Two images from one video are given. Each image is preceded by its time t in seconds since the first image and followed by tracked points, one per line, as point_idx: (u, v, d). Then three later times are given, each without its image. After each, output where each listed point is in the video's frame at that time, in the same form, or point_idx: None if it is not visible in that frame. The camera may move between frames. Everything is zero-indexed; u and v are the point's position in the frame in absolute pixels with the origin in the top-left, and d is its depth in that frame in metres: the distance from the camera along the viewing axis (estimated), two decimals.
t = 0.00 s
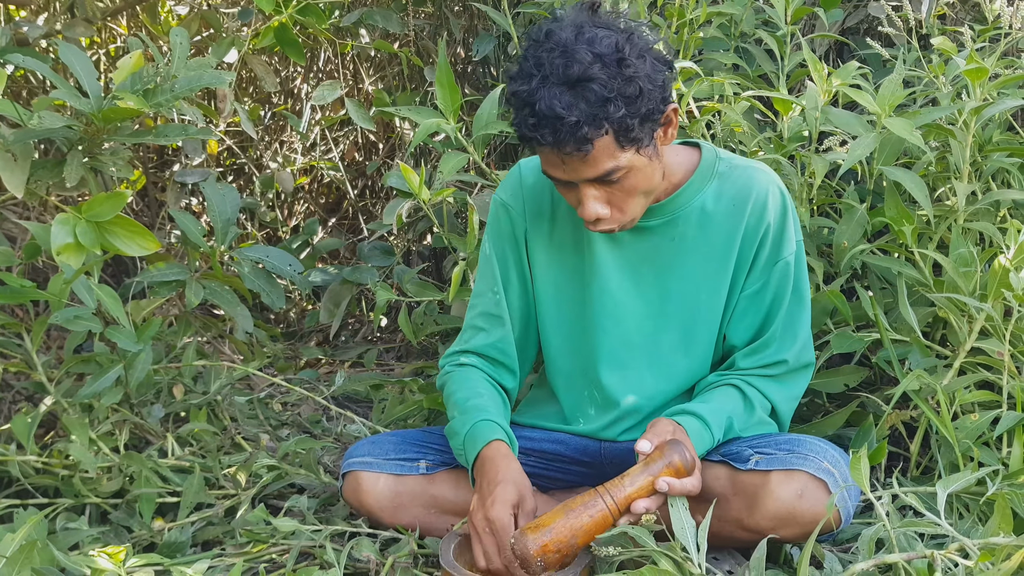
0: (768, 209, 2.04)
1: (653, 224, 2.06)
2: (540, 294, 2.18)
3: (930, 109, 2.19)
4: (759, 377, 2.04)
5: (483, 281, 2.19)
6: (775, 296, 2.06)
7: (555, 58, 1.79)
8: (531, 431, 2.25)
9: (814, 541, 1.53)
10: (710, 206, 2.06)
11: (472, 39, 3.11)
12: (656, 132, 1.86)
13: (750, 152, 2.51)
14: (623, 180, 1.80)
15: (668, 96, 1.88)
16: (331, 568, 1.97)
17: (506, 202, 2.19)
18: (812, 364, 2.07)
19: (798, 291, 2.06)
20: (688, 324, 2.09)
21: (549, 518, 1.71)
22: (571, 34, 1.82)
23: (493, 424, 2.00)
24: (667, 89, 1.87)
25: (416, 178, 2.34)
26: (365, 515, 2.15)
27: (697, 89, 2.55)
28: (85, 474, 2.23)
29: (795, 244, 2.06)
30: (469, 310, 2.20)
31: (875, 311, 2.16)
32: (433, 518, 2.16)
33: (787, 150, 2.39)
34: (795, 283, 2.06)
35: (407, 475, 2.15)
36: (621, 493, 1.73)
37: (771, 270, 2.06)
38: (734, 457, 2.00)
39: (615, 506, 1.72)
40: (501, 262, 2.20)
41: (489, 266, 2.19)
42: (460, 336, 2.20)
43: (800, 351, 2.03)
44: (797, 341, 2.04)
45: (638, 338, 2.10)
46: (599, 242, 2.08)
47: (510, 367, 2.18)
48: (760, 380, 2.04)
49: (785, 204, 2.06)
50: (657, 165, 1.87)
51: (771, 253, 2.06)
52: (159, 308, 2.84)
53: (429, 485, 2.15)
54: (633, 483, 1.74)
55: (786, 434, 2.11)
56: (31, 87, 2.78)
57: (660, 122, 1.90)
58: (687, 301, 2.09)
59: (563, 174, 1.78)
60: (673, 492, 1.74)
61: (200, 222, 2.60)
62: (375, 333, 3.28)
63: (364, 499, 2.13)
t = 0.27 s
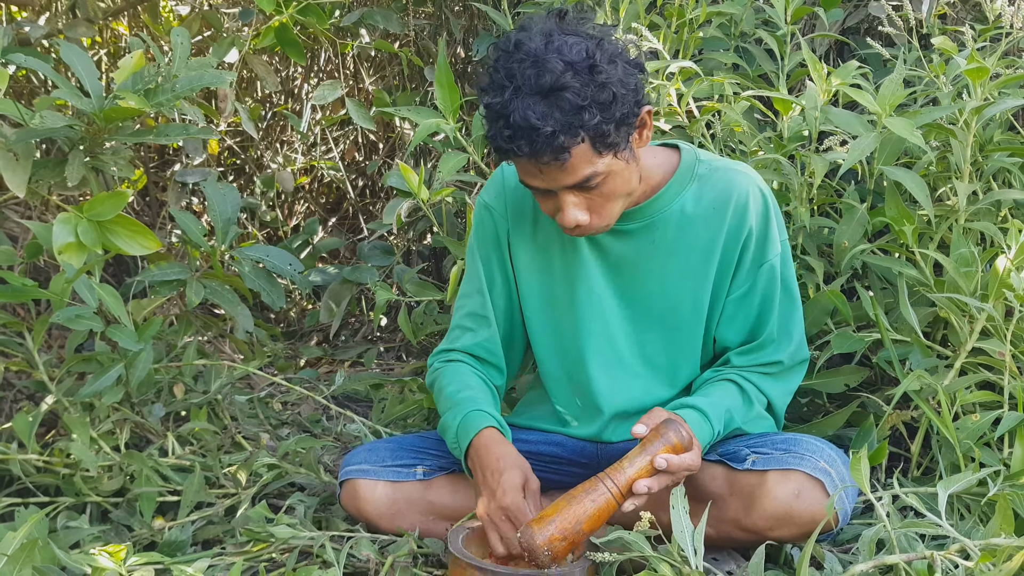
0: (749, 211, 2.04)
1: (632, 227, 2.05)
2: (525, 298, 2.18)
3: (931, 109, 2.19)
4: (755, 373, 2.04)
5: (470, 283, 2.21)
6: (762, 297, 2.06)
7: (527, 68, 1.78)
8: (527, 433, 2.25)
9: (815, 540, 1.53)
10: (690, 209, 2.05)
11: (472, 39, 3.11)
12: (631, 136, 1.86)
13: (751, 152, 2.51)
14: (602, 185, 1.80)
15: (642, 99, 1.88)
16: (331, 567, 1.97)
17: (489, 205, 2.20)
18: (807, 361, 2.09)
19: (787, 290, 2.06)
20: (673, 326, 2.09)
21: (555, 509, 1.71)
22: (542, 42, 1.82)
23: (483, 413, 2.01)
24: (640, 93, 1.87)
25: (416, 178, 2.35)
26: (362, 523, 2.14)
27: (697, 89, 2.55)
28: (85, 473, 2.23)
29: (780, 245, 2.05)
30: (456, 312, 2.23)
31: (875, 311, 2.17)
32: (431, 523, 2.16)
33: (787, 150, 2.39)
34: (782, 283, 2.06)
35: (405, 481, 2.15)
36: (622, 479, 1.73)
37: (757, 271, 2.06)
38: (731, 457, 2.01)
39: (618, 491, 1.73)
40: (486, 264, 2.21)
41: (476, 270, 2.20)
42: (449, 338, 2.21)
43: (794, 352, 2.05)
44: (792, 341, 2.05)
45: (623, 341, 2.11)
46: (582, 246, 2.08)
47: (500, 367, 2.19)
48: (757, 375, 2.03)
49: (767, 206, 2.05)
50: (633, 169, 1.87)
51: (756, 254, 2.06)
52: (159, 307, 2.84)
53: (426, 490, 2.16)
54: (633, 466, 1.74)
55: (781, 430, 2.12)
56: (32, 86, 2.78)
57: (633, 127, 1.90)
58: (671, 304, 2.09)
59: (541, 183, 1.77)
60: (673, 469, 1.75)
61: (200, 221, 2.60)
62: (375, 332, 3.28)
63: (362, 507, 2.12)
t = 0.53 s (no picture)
0: (760, 205, 2.05)
1: (645, 224, 2.06)
2: (536, 297, 2.18)
3: (933, 110, 2.19)
4: (753, 372, 2.04)
5: (477, 285, 2.19)
6: (770, 290, 2.07)
7: (546, 61, 1.78)
8: (530, 433, 2.25)
9: (820, 542, 1.53)
10: (702, 203, 2.06)
11: (474, 40, 3.12)
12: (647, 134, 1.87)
13: (752, 153, 2.51)
14: (616, 184, 1.81)
15: (659, 98, 1.88)
16: (334, 569, 1.97)
17: (499, 207, 2.19)
18: (804, 357, 2.08)
19: (790, 283, 2.07)
20: (685, 324, 2.09)
21: (561, 521, 1.72)
22: (561, 36, 1.82)
23: (499, 427, 2.01)
24: (658, 92, 1.87)
25: (418, 179, 2.35)
26: (365, 521, 2.15)
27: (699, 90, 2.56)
28: (88, 474, 2.23)
29: (788, 239, 2.06)
30: (464, 317, 2.21)
31: (878, 313, 2.17)
32: (434, 522, 2.15)
33: (788, 151, 2.39)
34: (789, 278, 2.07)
35: (408, 481, 2.15)
36: (631, 492, 1.75)
37: (765, 264, 2.07)
38: (735, 456, 2.01)
39: (626, 505, 1.74)
40: (496, 265, 2.19)
41: (484, 272, 2.19)
42: (456, 341, 2.20)
43: (792, 345, 2.04)
44: (790, 334, 2.05)
45: (636, 339, 2.10)
46: (595, 243, 2.08)
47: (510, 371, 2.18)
48: (754, 375, 2.04)
49: (777, 200, 2.07)
50: (648, 168, 1.88)
51: (764, 247, 2.07)
52: (161, 308, 2.84)
53: (429, 490, 2.16)
54: (642, 481, 1.76)
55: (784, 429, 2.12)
56: (34, 87, 2.78)
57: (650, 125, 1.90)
58: (685, 301, 2.08)
59: (555, 176, 1.78)
60: (678, 484, 1.78)
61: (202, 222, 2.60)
62: (377, 333, 3.28)
63: (364, 505, 2.12)
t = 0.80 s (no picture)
0: (779, 197, 2.06)
1: (665, 214, 2.06)
2: (546, 284, 2.16)
3: (934, 111, 2.19)
4: (753, 374, 2.03)
5: (482, 268, 2.17)
6: (781, 283, 2.06)
7: (593, 41, 1.79)
8: (533, 433, 2.24)
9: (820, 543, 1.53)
10: (722, 194, 2.07)
11: (475, 40, 3.13)
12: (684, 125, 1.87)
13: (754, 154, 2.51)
14: (647, 173, 1.81)
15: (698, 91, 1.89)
16: (335, 569, 1.98)
17: (516, 191, 2.18)
18: (808, 357, 2.06)
19: (799, 279, 2.06)
20: (697, 314, 2.08)
21: (534, 550, 1.73)
22: (610, 18, 1.83)
23: (476, 412, 1.99)
24: (698, 84, 1.88)
25: (420, 179, 2.35)
26: (367, 515, 2.15)
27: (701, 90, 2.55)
28: (89, 474, 2.23)
29: (803, 234, 2.07)
30: (462, 297, 2.19)
31: (879, 314, 2.17)
32: (436, 518, 2.15)
33: (790, 152, 2.39)
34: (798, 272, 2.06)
35: (410, 475, 2.14)
36: (603, 521, 1.73)
37: (777, 257, 2.07)
38: (737, 458, 1.99)
39: (598, 534, 1.73)
40: (506, 249, 2.18)
41: (493, 256, 2.17)
42: (452, 320, 2.18)
43: (794, 340, 2.03)
44: (792, 330, 2.03)
45: (648, 329, 2.10)
46: (612, 231, 2.09)
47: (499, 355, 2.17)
48: (753, 379, 2.03)
49: (795, 194, 2.08)
50: (681, 159, 1.88)
51: (778, 241, 2.07)
52: (162, 309, 2.84)
53: (432, 485, 2.14)
54: (614, 510, 1.74)
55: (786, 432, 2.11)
56: (35, 87, 2.78)
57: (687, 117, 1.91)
58: (699, 291, 2.08)
59: (590, 158, 1.77)
60: (656, 513, 1.75)
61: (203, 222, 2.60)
62: (377, 333, 3.29)
63: (366, 499, 2.13)
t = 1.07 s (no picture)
0: (788, 212, 2.06)
1: (672, 227, 2.05)
2: (548, 292, 2.14)
3: (937, 112, 2.19)
4: (760, 383, 2.05)
5: (481, 272, 2.14)
6: (787, 298, 2.08)
7: (627, 43, 1.77)
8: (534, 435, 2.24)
9: (823, 545, 1.53)
10: (730, 208, 2.06)
11: (476, 40, 3.11)
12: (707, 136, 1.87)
13: (755, 155, 2.50)
14: (663, 183, 1.81)
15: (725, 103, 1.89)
16: (336, 570, 1.97)
17: (520, 197, 2.14)
18: (811, 368, 2.09)
19: (805, 295, 2.08)
20: (702, 327, 2.09)
21: (552, 534, 1.72)
22: (644, 21, 1.81)
23: (456, 413, 1.97)
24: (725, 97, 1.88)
25: (421, 180, 2.34)
26: (368, 518, 2.16)
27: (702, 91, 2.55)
28: (90, 475, 2.23)
29: (810, 249, 2.08)
30: (458, 301, 2.15)
31: (882, 315, 2.16)
32: (437, 521, 2.14)
33: (791, 153, 2.38)
34: (804, 287, 2.09)
35: (411, 479, 2.13)
36: (625, 511, 1.74)
37: (785, 273, 2.08)
38: (740, 462, 1.98)
39: (620, 524, 1.73)
40: (506, 255, 2.14)
41: (495, 263, 2.14)
42: (443, 320, 2.16)
43: (799, 355, 2.05)
44: (798, 344, 2.06)
45: (653, 340, 2.10)
46: (618, 243, 2.08)
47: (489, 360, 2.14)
48: (760, 387, 2.05)
49: (803, 210, 2.08)
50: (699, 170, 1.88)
51: (785, 256, 2.09)
52: (164, 309, 2.84)
53: (432, 489, 2.13)
54: (637, 501, 1.75)
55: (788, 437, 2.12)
56: (36, 88, 2.77)
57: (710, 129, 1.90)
58: (704, 304, 2.09)
59: (609, 163, 1.76)
60: (681, 509, 1.77)
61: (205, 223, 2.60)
62: (378, 334, 3.28)
63: (367, 501, 2.13)
